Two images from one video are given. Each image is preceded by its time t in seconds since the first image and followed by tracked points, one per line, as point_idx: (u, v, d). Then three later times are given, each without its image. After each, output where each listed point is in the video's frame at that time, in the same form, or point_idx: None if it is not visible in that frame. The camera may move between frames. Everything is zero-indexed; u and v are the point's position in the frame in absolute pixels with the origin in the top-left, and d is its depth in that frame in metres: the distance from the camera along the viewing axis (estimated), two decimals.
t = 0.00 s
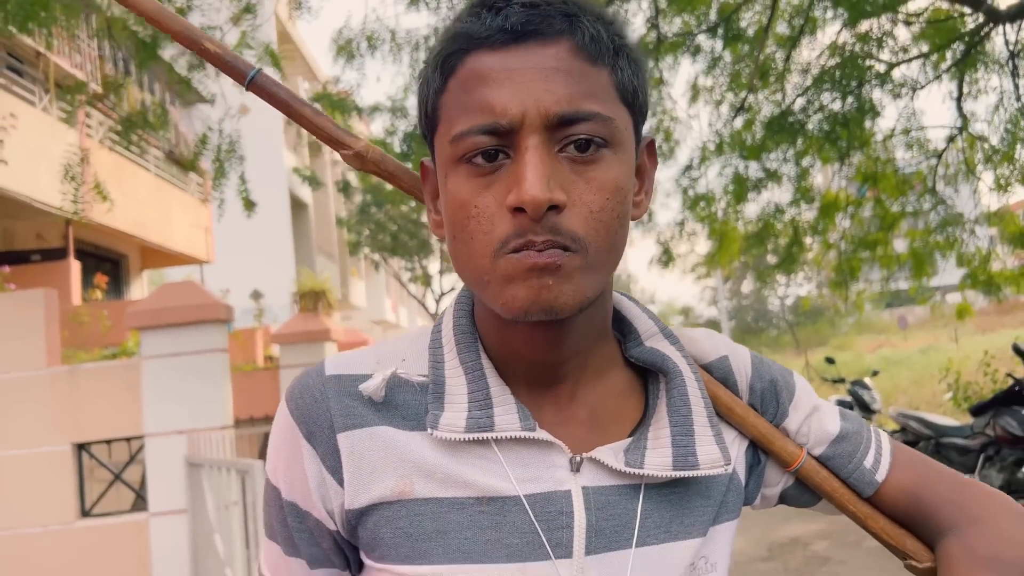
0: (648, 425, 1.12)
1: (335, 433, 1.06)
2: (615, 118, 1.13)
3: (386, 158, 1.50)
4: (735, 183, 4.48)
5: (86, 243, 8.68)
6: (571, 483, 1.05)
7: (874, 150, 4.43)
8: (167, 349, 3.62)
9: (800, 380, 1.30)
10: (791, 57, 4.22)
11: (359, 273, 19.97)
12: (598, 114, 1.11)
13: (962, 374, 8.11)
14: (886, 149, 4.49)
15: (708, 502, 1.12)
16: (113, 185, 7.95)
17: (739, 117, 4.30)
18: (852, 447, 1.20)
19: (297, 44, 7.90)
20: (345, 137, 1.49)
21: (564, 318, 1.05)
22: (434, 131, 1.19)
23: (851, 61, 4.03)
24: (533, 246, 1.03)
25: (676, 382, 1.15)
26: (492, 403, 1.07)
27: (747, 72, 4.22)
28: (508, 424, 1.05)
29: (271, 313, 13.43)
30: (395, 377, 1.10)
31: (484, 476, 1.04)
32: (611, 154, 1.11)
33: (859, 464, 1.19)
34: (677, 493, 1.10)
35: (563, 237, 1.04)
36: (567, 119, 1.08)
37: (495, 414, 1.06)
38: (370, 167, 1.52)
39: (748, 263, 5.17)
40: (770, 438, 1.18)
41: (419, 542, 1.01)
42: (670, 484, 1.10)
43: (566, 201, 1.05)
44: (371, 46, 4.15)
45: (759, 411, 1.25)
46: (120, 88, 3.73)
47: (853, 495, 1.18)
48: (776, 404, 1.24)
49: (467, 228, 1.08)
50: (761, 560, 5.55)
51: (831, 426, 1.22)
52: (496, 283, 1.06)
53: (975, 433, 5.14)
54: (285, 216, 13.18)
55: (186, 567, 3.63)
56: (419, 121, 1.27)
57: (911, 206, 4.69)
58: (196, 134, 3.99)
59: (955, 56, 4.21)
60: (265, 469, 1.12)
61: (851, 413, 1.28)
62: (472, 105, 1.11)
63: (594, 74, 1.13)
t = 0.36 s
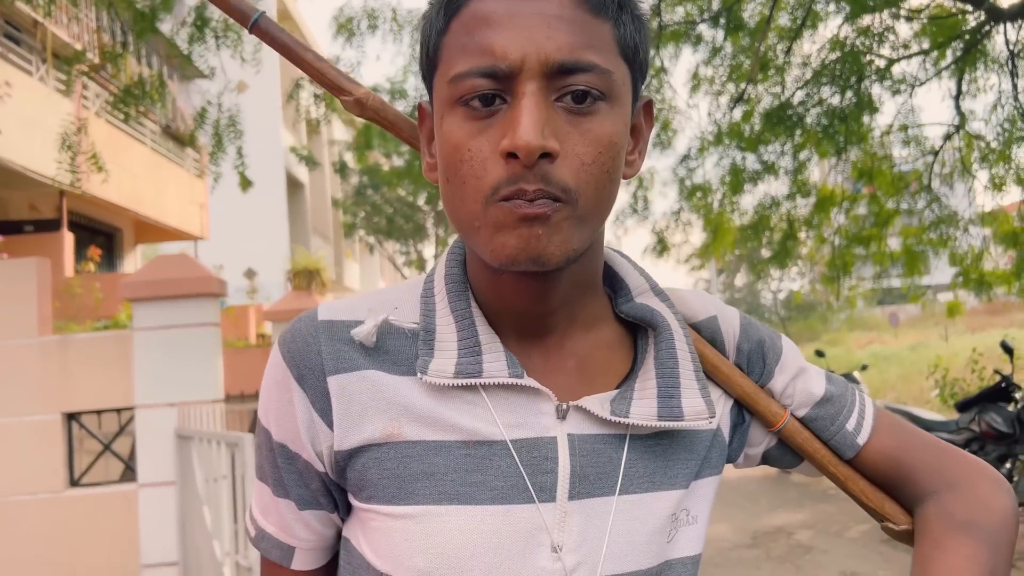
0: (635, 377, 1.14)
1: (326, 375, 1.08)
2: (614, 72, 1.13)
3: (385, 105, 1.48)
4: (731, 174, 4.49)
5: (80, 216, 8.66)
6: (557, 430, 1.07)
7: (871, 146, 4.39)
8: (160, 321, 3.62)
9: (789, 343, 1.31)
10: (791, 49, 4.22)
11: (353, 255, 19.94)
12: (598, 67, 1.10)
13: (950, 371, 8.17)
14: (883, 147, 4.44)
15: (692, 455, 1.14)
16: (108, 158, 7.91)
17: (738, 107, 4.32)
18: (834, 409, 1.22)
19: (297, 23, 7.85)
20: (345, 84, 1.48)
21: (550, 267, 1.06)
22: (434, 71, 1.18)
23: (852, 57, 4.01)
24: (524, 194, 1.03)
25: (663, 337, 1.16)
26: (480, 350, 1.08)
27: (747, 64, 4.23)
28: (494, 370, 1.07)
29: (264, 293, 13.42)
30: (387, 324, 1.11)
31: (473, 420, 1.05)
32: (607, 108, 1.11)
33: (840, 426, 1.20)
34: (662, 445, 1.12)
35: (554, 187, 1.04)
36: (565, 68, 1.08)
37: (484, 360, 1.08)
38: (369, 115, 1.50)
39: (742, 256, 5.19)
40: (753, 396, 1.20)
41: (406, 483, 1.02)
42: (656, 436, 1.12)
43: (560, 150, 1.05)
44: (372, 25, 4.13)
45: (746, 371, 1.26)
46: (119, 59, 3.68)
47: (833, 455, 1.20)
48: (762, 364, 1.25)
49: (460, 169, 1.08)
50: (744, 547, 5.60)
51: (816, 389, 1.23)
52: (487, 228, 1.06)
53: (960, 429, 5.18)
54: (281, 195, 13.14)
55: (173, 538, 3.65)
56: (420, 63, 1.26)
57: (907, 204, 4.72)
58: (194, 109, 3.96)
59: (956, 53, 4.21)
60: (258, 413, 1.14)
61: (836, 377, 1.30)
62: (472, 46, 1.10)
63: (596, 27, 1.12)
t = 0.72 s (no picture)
0: (627, 365, 1.15)
1: (322, 362, 1.09)
2: (608, 65, 1.14)
3: (380, 95, 1.48)
4: (726, 165, 4.51)
5: (75, 200, 8.65)
6: (549, 417, 1.08)
7: (868, 138, 4.40)
8: (155, 306, 3.63)
9: (779, 332, 1.32)
10: (789, 40, 4.22)
11: (348, 242, 19.92)
12: (592, 60, 1.11)
13: (942, 362, 8.22)
14: (879, 139, 4.49)
15: (682, 442, 1.16)
16: (103, 143, 7.88)
17: (735, 98, 4.33)
18: (824, 397, 1.23)
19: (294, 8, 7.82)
20: (342, 74, 1.49)
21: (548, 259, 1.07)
22: (428, 66, 1.19)
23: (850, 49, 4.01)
24: (521, 188, 1.04)
25: (655, 326, 1.18)
26: (474, 338, 1.10)
27: (744, 54, 4.24)
28: (487, 358, 1.08)
29: (260, 279, 13.42)
30: (383, 311, 1.12)
31: (466, 406, 1.07)
32: (601, 100, 1.12)
33: (829, 414, 1.22)
34: (652, 432, 1.14)
35: (551, 180, 1.05)
36: (560, 63, 1.09)
37: (477, 347, 1.09)
38: (365, 104, 1.51)
39: (737, 246, 5.21)
40: (745, 383, 1.22)
41: (399, 467, 1.04)
42: (647, 423, 1.13)
43: (557, 145, 1.06)
44: (369, 12, 4.12)
45: (737, 358, 1.27)
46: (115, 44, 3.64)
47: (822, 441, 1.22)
48: (754, 352, 1.27)
49: (457, 164, 1.09)
50: (735, 535, 5.65)
51: (805, 376, 1.25)
52: (485, 221, 1.07)
53: (950, 420, 5.21)
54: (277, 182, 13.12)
55: (167, 522, 3.65)
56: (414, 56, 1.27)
57: (902, 197, 4.74)
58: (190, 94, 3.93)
59: (953, 45, 4.22)
60: (255, 399, 1.16)
61: (826, 365, 1.31)
62: (467, 42, 1.10)
63: (589, 20, 1.13)
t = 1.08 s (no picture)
0: (651, 342, 1.18)
1: (359, 341, 1.13)
2: (639, 51, 1.16)
3: (407, 83, 1.50)
4: (726, 156, 4.53)
5: (73, 193, 8.64)
6: (577, 393, 1.11)
7: (867, 128, 4.43)
8: (158, 298, 3.65)
9: (798, 310, 1.35)
10: (788, 31, 4.24)
11: (346, 235, 19.91)
12: (624, 47, 1.13)
13: (940, 352, 8.26)
14: (879, 129, 4.51)
15: (706, 417, 1.18)
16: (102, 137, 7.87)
17: (734, 89, 4.35)
18: (843, 371, 1.26)
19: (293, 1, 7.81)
20: (369, 63, 1.51)
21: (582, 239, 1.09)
22: (461, 53, 1.20)
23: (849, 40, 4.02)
24: (557, 171, 1.07)
25: (678, 303, 1.20)
26: (503, 318, 1.12)
27: (743, 45, 4.24)
28: (516, 336, 1.10)
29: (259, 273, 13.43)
30: (414, 293, 1.15)
31: (498, 383, 1.09)
32: (632, 85, 1.14)
33: (849, 387, 1.25)
34: (677, 407, 1.16)
35: (586, 162, 1.07)
36: (593, 49, 1.11)
37: (507, 328, 1.11)
38: (392, 93, 1.53)
39: (736, 237, 5.23)
40: (766, 359, 1.25)
41: (435, 442, 1.07)
42: (671, 399, 1.16)
43: (591, 129, 1.08)
44: (368, 4, 4.12)
45: (758, 334, 1.31)
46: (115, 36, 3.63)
47: (841, 415, 1.25)
48: (773, 330, 1.30)
49: (493, 148, 1.11)
50: (736, 524, 5.69)
51: (825, 351, 1.28)
52: (520, 203, 1.09)
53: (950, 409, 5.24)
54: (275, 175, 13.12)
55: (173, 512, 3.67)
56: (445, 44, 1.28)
57: (901, 187, 4.71)
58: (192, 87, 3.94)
59: (951, 36, 4.24)
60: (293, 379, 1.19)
61: (845, 341, 1.34)
62: (501, 31, 1.12)
63: (620, 7, 1.15)
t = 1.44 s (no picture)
0: (656, 341, 1.19)
1: (369, 344, 1.14)
2: (644, 60, 1.17)
3: (414, 89, 1.52)
4: (727, 153, 4.54)
5: (77, 196, 8.68)
6: (583, 393, 1.12)
7: (868, 124, 4.43)
8: (163, 300, 3.68)
9: (803, 307, 1.37)
10: (789, 27, 4.24)
11: (349, 236, 19.93)
12: (630, 56, 1.15)
13: (944, 347, 8.26)
14: (879, 124, 4.51)
15: (712, 415, 1.20)
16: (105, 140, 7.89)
17: (736, 86, 4.37)
18: (848, 367, 1.28)
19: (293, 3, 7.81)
20: (377, 70, 1.53)
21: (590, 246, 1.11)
22: (469, 61, 1.21)
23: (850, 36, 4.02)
24: (565, 180, 1.08)
25: (682, 302, 1.21)
26: (510, 320, 1.13)
27: (744, 42, 4.25)
28: (523, 338, 1.12)
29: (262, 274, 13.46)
30: (423, 297, 1.17)
31: (506, 384, 1.11)
32: (638, 93, 1.16)
33: (854, 382, 1.27)
34: (682, 405, 1.18)
35: (594, 171, 1.09)
36: (600, 60, 1.12)
37: (513, 329, 1.13)
38: (399, 98, 1.54)
39: (738, 234, 5.25)
40: (771, 357, 1.27)
41: (444, 443, 1.08)
42: (676, 397, 1.18)
43: (599, 139, 1.10)
44: (369, 4, 4.14)
45: (763, 333, 1.32)
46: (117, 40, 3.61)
47: (847, 412, 1.27)
48: (778, 328, 1.31)
49: (501, 157, 1.12)
50: (742, 521, 5.70)
51: (830, 348, 1.29)
52: (529, 211, 1.11)
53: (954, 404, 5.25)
54: (278, 177, 13.14)
55: (180, 514, 3.69)
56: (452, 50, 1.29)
57: (902, 181, 4.75)
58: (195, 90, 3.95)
59: (952, 31, 4.25)
60: (306, 381, 1.21)
61: (850, 338, 1.35)
62: (509, 42, 1.13)
63: (625, 18, 1.16)
